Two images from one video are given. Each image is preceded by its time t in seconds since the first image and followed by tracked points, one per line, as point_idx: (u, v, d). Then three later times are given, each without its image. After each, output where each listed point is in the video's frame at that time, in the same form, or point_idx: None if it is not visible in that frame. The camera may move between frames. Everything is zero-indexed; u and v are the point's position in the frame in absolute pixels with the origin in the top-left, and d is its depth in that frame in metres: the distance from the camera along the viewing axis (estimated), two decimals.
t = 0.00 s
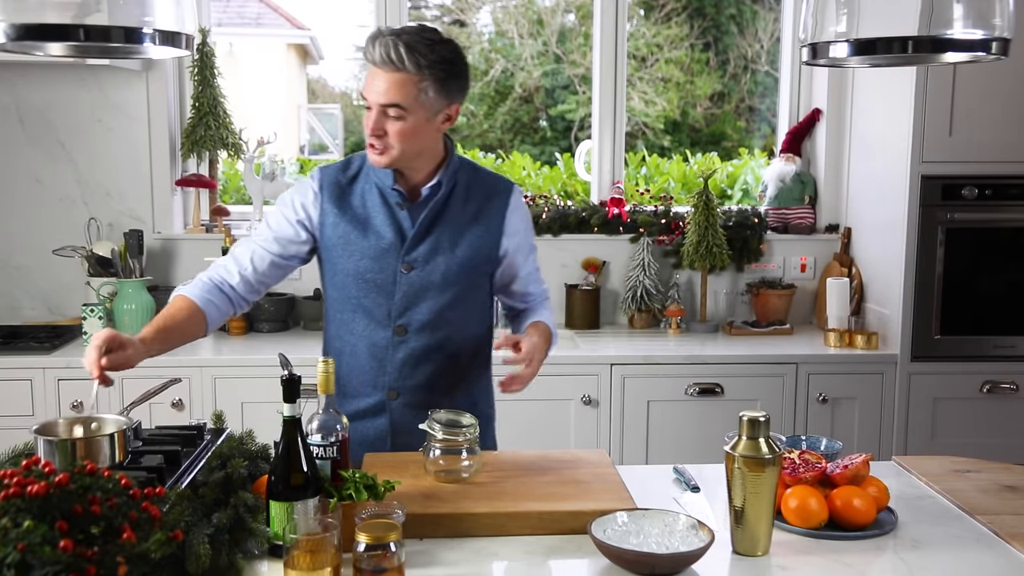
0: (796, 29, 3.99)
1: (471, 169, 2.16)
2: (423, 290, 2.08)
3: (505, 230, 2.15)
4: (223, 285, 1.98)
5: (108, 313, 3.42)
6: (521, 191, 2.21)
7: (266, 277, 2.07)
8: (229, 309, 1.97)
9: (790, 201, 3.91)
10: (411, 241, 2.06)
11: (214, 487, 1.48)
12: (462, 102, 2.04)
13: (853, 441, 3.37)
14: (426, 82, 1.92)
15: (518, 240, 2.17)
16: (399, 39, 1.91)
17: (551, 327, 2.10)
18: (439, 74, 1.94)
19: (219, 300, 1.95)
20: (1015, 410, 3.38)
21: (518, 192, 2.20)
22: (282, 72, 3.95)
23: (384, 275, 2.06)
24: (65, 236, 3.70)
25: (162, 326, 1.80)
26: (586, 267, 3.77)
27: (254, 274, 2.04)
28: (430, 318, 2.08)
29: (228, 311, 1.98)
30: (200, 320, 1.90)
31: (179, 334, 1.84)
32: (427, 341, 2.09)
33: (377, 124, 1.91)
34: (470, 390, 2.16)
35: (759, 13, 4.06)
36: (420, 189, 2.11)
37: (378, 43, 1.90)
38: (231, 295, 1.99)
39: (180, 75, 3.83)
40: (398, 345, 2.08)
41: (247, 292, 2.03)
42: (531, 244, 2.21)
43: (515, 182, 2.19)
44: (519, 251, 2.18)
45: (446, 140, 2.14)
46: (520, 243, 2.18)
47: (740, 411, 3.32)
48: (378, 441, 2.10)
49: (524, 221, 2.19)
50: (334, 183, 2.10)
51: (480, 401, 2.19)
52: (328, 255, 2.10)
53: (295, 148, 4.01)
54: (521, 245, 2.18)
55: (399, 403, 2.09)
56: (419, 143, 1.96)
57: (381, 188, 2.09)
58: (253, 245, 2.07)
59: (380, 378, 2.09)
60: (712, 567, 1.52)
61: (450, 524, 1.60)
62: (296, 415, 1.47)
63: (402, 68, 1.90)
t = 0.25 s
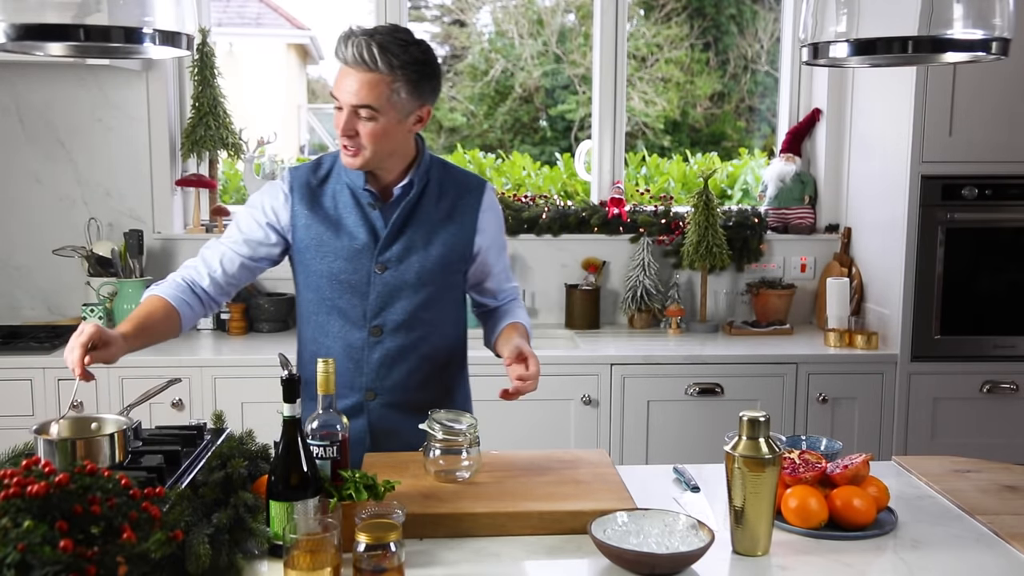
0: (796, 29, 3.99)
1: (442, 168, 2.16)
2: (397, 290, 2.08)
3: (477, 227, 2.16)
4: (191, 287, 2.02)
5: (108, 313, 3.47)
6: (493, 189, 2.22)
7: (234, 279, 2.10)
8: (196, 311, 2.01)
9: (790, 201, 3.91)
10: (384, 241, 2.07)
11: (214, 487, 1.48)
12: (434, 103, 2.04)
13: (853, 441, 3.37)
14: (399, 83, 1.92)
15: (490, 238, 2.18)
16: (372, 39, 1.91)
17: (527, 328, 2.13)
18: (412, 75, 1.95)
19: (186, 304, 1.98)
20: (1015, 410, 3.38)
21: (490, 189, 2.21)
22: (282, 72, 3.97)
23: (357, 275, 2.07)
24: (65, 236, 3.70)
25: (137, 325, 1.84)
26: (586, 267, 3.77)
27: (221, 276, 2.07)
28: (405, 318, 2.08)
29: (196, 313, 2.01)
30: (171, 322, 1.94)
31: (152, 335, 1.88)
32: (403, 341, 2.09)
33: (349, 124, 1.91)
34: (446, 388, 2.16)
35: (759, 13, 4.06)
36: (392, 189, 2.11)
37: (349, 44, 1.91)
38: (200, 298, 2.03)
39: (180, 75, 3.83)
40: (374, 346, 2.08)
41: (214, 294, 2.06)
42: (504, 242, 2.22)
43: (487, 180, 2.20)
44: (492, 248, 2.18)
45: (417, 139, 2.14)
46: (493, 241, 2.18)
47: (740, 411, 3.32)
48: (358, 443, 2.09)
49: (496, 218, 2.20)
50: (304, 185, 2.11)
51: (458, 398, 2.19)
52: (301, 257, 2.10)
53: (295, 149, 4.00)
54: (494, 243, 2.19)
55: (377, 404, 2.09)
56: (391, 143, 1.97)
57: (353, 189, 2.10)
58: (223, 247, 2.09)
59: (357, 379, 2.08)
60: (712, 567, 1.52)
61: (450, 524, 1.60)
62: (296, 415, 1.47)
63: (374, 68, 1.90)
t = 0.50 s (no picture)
0: (796, 29, 3.99)
1: (426, 165, 2.16)
2: (383, 288, 2.08)
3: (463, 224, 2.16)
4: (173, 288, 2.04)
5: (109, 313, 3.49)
6: (478, 185, 2.22)
7: (217, 279, 2.11)
8: (178, 312, 2.03)
9: (790, 201, 3.92)
10: (369, 239, 2.07)
11: (214, 487, 1.48)
12: (417, 100, 2.05)
13: (853, 441, 3.37)
14: (387, 82, 1.93)
15: (476, 234, 2.18)
16: (359, 38, 1.91)
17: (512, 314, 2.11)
18: (398, 73, 1.95)
19: (168, 304, 2.00)
20: (1015, 410, 3.38)
21: (475, 186, 2.20)
22: (282, 72, 3.97)
23: (343, 274, 2.07)
24: (65, 236, 3.70)
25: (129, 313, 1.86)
26: (586, 267, 3.77)
27: (203, 277, 2.09)
28: (391, 316, 2.08)
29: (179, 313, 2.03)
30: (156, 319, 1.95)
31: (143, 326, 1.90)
32: (390, 340, 2.09)
33: (338, 124, 1.91)
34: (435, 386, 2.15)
35: (759, 13, 4.06)
36: (376, 187, 2.11)
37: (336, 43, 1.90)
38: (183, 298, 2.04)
39: (180, 75, 3.83)
40: (361, 345, 2.08)
41: (197, 294, 2.08)
42: (490, 239, 2.22)
43: (472, 176, 2.20)
44: (478, 245, 2.18)
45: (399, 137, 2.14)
46: (479, 237, 2.18)
47: (741, 411, 3.32)
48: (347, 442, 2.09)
49: (482, 215, 2.19)
50: (288, 185, 2.12)
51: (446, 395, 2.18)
52: (287, 256, 2.11)
53: (295, 148, 4.01)
54: (479, 238, 2.18)
55: (365, 402, 2.08)
56: (379, 142, 1.97)
57: (336, 188, 2.10)
58: (205, 248, 2.11)
59: (345, 379, 2.08)
60: (712, 567, 1.52)
61: (449, 524, 1.60)
62: (296, 415, 1.47)
63: (363, 68, 1.90)
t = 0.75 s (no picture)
0: (796, 29, 3.99)
1: (424, 164, 2.16)
2: (382, 288, 2.08)
3: (461, 222, 2.15)
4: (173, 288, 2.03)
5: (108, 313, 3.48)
6: (477, 183, 2.21)
7: (217, 280, 2.11)
8: (178, 312, 2.02)
9: (790, 201, 3.92)
10: (367, 239, 2.07)
11: (214, 487, 1.49)
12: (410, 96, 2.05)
13: (853, 441, 3.37)
14: (383, 81, 1.93)
15: (476, 232, 2.17)
16: (352, 40, 1.90)
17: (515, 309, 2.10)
18: (393, 72, 1.95)
19: (169, 304, 2.00)
20: (1015, 410, 3.38)
21: (473, 184, 2.19)
22: (282, 72, 3.98)
23: (342, 275, 2.08)
24: (65, 236, 3.70)
25: (122, 321, 1.86)
26: (586, 267, 3.77)
27: (204, 277, 2.09)
28: (390, 316, 2.08)
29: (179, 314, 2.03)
30: (155, 320, 1.96)
31: (138, 331, 1.90)
32: (390, 339, 2.09)
33: (338, 129, 1.91)
34: (436, 385, 2.15)
35: (759, 13, 4.06)
36: (373, 186, 2.11)
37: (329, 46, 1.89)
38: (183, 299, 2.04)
39: (180, 75, 3.83)
40: (360, 345, 2.08)
41: (198, 294, 2.08)
42: (491, 236, 2.20)
43: (470, 174, 2.19)
44: (479, 241, 2.16)
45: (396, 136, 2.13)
46: (478, 235, 2.17)
47: (741, 411, 3.32)
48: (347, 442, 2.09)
49: (481, 212, 2.19)
50: (286, 186, 2.12)
51: (447, 395, 2.17)
52: (286, 257, 2.11)
53: (296, 149, 4.00)
54: (479, 236, 2.17)
55: (365, 402, 2.08)
56: (378, 143, 1.97)
57: (334, 188, 2.10)
58: (205, 249, 2.11)
59: (345, 379, 2.08)
60: (712, 567, 1.52)
61: (449, 524, 1.60)
62: (296, 415, 1.47)
63: (359, 70, 1.89)
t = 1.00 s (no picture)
0: (796, 29, 3.99)
1: (429, 166, 2.16)
2: (386, 290, 2.07)
3: (466, 225, 2.15)
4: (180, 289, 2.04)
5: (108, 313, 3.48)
6: (483, 186, 2.21)
7: (225, 282, 2.12)
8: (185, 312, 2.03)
9: (790, 201, 3.92)
10: (371, 240, 2.07)
11: (214, 487, 1.49)
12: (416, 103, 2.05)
13: (853, 441, 3.37)
14: (387, 85, 1.93)
15: (480, 235, 2.17)
16: (358, 43, 1.90)
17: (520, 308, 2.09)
18: (398, 77, 1.95)
19: (176, 305, 2.01)
20: (1015, 410, 3.38)
21: (478, 186, 2.19)
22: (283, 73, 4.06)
23: (346, 276, 2.07)
24: (65, 236, 3.70)
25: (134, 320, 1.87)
26: (586, 267, 3.77)
27: (212, 279, 2.09)
28: (394, 317, 2.08)
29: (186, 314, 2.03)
30: (164, 319, 1.96)
31: (149, 330, 1.91)
32: (393, 341, 2.08)
33: (339, 130, 1.91)
34: (439, 387, 2.14)
35: (759, 13, 4.06)
36: (378, 188, 2.11)
37: (336, 48, 1.90)
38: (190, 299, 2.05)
39: (180, 75, 3.83)
40: (363, 346, 2.08)
41: (205, 295, 2.08)
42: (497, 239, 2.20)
43: (475, 177, 2.19)
44: (484, 244, 2.17)
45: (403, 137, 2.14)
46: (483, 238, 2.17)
47: (741, 411, 3.32)
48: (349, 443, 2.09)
49: (486, 215, 2.19)
50: (292, 187, 2.12)
51: (450, 396, 2.17)
52: (291, 257, 2.11)
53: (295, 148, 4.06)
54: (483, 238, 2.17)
55: (367, 403, 2.09)
56: (381, 146, 1.97)
57: (340, 189, 2.10)
58: (213, 250, 2.11)
59: (348, 379, 2.09)
60: (712, 567, 1.52)
61: (449, 524, 1.60)
62: (296, 415, 1.47)
63: (363, 73, 1.89)
